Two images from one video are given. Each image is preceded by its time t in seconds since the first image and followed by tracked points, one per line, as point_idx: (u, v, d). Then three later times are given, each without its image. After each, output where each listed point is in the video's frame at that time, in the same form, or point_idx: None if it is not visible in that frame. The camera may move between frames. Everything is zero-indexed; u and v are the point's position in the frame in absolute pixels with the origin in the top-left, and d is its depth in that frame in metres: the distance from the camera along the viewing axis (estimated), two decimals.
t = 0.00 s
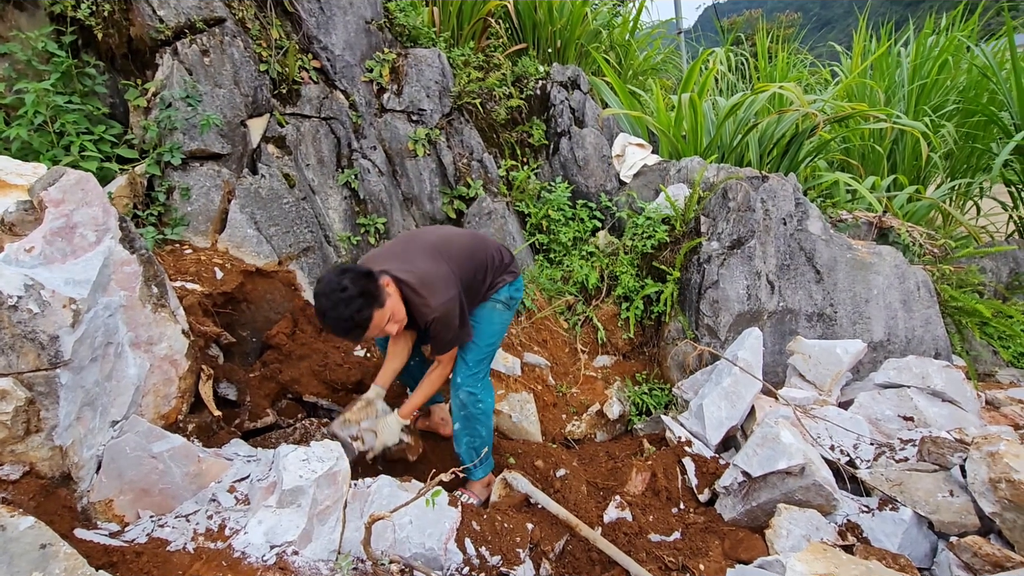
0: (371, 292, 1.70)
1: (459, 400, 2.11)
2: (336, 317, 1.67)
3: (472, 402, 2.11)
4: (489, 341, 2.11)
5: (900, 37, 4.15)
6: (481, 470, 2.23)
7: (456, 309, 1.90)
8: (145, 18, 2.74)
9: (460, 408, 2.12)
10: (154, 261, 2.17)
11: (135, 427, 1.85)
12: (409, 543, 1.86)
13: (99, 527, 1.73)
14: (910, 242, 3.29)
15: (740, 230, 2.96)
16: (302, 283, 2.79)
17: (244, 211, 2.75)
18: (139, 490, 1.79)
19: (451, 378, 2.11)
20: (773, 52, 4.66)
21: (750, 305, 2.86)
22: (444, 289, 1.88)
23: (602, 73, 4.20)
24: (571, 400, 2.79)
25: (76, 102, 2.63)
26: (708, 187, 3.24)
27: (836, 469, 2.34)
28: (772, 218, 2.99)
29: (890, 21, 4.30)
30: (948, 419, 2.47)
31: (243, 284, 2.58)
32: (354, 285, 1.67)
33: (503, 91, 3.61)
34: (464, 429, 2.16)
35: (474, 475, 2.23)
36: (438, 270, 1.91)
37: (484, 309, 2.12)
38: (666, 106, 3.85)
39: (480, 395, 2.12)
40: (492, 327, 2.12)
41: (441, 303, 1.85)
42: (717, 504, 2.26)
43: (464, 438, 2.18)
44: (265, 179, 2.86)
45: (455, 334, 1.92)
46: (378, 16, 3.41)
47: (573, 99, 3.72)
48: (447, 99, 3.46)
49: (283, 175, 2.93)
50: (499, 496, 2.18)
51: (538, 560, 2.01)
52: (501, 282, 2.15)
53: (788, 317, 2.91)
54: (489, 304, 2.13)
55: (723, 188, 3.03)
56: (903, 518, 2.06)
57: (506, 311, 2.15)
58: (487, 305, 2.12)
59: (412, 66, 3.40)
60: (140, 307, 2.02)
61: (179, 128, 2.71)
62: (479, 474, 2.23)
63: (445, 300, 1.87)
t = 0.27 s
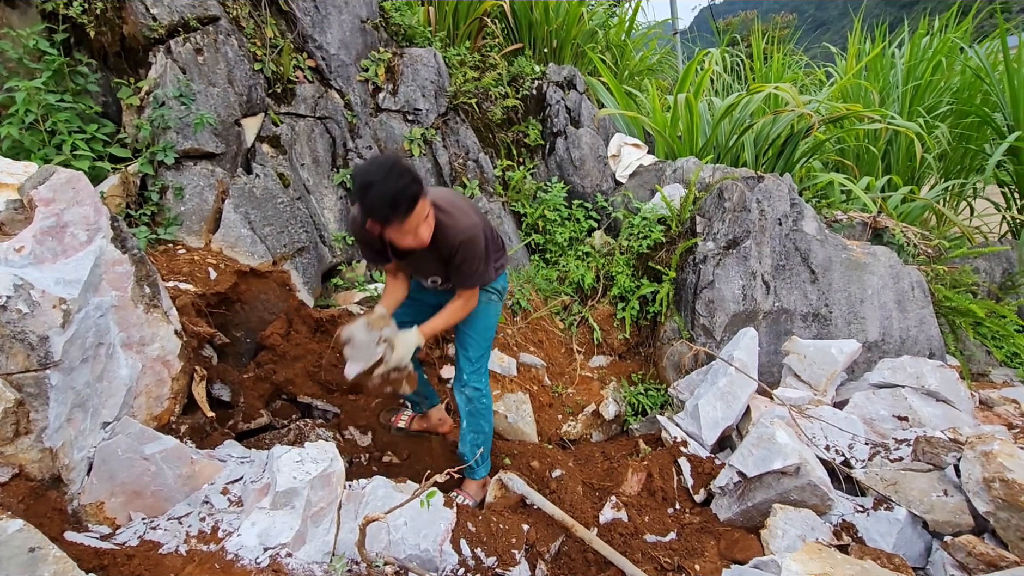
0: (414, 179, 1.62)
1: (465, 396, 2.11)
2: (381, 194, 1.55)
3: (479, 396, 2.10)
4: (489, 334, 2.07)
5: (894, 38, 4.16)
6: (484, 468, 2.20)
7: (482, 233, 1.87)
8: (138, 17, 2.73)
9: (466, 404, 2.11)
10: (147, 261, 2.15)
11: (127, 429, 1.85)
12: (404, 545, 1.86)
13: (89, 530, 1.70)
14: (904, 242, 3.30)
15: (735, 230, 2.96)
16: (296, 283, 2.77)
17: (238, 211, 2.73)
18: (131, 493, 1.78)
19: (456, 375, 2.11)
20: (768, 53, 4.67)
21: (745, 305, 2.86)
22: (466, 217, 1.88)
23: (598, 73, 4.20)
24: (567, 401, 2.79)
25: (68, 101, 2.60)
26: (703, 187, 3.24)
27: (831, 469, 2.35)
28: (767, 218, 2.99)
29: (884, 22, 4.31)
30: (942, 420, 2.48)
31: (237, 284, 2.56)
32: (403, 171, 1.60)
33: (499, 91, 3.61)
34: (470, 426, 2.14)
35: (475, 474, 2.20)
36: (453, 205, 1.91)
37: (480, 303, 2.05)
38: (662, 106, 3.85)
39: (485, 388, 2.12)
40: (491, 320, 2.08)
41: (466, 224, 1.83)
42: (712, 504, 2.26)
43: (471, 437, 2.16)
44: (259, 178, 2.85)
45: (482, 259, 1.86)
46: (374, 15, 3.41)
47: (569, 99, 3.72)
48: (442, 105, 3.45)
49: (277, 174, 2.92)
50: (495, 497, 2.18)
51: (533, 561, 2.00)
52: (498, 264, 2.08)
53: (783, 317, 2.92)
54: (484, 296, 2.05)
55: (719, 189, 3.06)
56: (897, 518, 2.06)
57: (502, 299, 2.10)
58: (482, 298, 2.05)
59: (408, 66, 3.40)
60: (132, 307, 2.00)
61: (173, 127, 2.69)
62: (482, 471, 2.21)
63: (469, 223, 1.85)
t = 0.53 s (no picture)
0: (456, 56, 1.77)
1: (466, 399, 2.07)
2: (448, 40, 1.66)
3: (479, 396, 2.09)
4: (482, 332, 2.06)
5: (887, 42, 4.19)
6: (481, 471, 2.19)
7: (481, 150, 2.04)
8: (130, 16, 2.70)
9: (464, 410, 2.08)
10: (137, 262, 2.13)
11: (116, 432, 1.83)
12: (398, 548, 1.85)
13: (78, 535, 1.69)
14: (896, 245, 3.32)
15: (729, 233, 2.97)
16: (290, 285, 2.76)
17: (231, 212, 2.71)
18: (120, 497, 1.76)
19: (455, 380, 2.05)
20: (762, 57, 4.69)
21: (739, 307, 2.87)
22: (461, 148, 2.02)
23: (593, 75, 4.21)
24: (562, 403, 2.79)
25: (58, 100, 2.58)
26: (697, 190, 3.24)
27: (825, 471, 2.35)
28: (761, 221, 3.00)
29: (877, 26, 4.34)
30: (934, 421, 2.48)
31: (229, 286, 2.54)
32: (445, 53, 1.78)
33: (494, 93, 3.65)
34: (472, 430, 2.10)
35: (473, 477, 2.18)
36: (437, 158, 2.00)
37: (473, 303, 2.02)
38: (657, 109, 3.86)
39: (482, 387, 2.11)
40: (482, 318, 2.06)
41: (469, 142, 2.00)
42: (706, 506, 2.26)
43: (471, 441, 2.11)
44: (253, 180, 2.84)
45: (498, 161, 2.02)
46: (369, 16, 3.41)
47: (564, 101, 3.69)
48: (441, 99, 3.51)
49: (271, 176, 2.91)
50: (489, 500, 2.16)
51: (527, 564, 2.00)
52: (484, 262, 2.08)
53: (777, 319, 2.93)
54: (475, 295, 2.03)
55: (713, 191, 3.07)
56: (889, 520, 2.08)
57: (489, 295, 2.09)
58: (473, 297, 2.02)
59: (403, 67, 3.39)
60: (122, 309, 1.99)
61: (165, 127, 2.67)
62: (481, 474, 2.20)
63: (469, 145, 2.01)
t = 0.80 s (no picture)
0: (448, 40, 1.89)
1: (457, 408, 2.09)
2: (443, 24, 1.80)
3: (470, 404, 2.11)
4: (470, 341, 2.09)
5: (878, 48, 4.23)
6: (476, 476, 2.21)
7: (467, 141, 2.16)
8: (125, 18, 2.70)
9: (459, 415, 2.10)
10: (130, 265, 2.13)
11: (108, 436, 1.82)
12: (392, 552, 1.84)
13: (68, 540, 1.68)
14: (887, 249, 3.35)
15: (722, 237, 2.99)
16: (284, 287, 2.75)
17: (226, 215, 2.70)
18: (110, 501, 1.75)
19: (444, 389, 2.08)
20: (755, 62, 4.73)
21: (732, 311, 2.88)
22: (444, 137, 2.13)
23: (588, 80, 4.23)
24: (556, 406, 2.79)
25: (52, 102, 2.58)
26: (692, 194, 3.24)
27: (817, 474, 2.37)
28: (754, 225, 3.02)
29: (869, 32, 4.39)
30: (925, 425, 2.50)
31: (223, 288, 2.54)
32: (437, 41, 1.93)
33: (489, 97, 3.66)
34: (464, 437, 2.12)
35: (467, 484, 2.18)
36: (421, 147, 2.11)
37: (458, 311, 2.06)
38: (651, 113, 3.88)
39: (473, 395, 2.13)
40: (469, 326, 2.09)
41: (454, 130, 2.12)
42: (700, 510, 2.27)
43: (464, 448, 2.12)
44: (247, 182, 2.83)
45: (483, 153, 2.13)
46: (364, 19, 3.41)
47: (559, 106, 3.73)
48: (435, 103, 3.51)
49: (266, 178, 2.91)
50: (482, 504, 2.18)
51: (521, 568, 2.01)
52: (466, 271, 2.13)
53: (769, 323, 2.95)
54: (460, 304, 2.07)
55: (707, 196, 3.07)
56: (881, 523, 2.10)
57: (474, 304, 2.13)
58: (458, 306, 2.06)
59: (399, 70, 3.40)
60: (115, 311, 1.98)
61: (159, 130, 2.67)
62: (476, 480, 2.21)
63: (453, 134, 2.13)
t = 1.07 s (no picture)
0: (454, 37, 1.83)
1: (452, 417, 2.08)
2: (445, 23, 1.75)
3: (466, 413, 2.10)
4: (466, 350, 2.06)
5: (872, 54, 4.27)
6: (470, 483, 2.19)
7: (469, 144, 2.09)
8: (121, 21, 2.69)
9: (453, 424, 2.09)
10: (126, 269, 2.12)
11: (103, 441, 1.81)
12: (387, 558, 1.86)
13: (62, 546, 1.67)
14: (881, 254, 3.37)
15: (718, 241, 3.01)
16: (280, 291, 2.75)
17: (222, 219, 2.70)
18: (105, 507, 1.75)
19: (439, 397, 2.07)
20: (751, 67, 4.76)
21: (727, 315, 2.89)
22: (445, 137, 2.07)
23: (584, 84, 4.25)
24: (552, 410, 2.80)
25: (47, 105, 2.57)
26: (687, 199, 3.27)
27: (811, 479, 2.39)
28: (749, 230, 3.04)
29: (863, 38, 4.42)
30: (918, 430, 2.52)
31: (219, 292, 2.54)
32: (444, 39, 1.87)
33: (486, 101, 3.65)
34: (459, 445, 2.10)
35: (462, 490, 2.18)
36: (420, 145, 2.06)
37: (454, 320, 2.04)
38: (647, 118, 3.90)
39: (470, 404, 2.11)
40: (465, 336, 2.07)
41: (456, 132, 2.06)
42: (695, 514, 2.28)
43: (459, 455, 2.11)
44: (243, 186, 2.83)
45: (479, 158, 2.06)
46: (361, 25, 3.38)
47: (556, 110, 3.75)
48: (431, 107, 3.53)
49: (263, 182, 2.91)
50: (479, 508, 2.18)
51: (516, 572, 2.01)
52: (462, 280, 2.10)
53: (765, 327, 2.96)
54: (456, 313, 2.05)
55: (703, 201, 3.11)
56: (875, 527, 2.11)
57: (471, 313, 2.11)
58: (454, 315, 2.04)
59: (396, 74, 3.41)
60: (110, 316, 1.97)
61: (155, 133, 2.66)
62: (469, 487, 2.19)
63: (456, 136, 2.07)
